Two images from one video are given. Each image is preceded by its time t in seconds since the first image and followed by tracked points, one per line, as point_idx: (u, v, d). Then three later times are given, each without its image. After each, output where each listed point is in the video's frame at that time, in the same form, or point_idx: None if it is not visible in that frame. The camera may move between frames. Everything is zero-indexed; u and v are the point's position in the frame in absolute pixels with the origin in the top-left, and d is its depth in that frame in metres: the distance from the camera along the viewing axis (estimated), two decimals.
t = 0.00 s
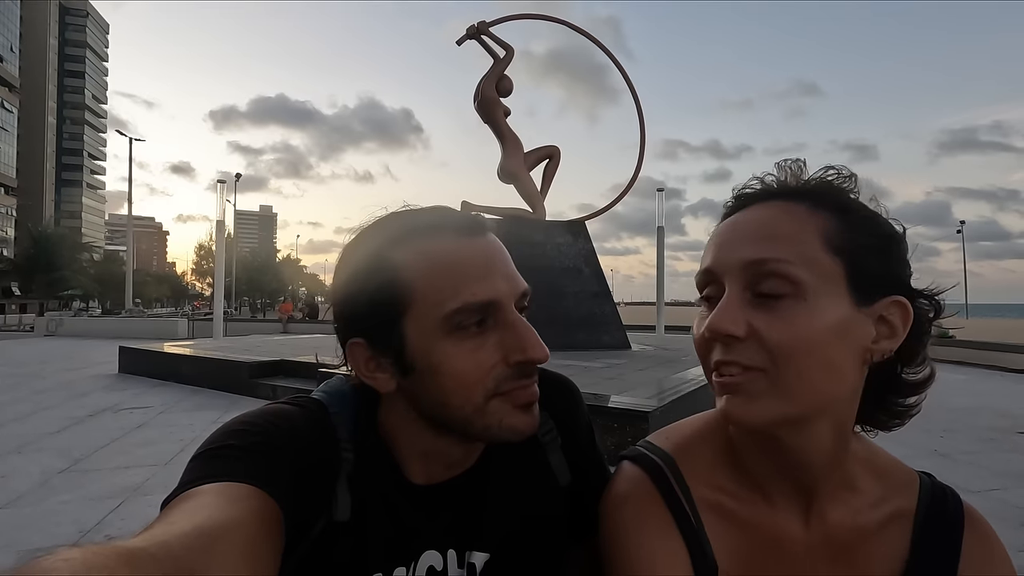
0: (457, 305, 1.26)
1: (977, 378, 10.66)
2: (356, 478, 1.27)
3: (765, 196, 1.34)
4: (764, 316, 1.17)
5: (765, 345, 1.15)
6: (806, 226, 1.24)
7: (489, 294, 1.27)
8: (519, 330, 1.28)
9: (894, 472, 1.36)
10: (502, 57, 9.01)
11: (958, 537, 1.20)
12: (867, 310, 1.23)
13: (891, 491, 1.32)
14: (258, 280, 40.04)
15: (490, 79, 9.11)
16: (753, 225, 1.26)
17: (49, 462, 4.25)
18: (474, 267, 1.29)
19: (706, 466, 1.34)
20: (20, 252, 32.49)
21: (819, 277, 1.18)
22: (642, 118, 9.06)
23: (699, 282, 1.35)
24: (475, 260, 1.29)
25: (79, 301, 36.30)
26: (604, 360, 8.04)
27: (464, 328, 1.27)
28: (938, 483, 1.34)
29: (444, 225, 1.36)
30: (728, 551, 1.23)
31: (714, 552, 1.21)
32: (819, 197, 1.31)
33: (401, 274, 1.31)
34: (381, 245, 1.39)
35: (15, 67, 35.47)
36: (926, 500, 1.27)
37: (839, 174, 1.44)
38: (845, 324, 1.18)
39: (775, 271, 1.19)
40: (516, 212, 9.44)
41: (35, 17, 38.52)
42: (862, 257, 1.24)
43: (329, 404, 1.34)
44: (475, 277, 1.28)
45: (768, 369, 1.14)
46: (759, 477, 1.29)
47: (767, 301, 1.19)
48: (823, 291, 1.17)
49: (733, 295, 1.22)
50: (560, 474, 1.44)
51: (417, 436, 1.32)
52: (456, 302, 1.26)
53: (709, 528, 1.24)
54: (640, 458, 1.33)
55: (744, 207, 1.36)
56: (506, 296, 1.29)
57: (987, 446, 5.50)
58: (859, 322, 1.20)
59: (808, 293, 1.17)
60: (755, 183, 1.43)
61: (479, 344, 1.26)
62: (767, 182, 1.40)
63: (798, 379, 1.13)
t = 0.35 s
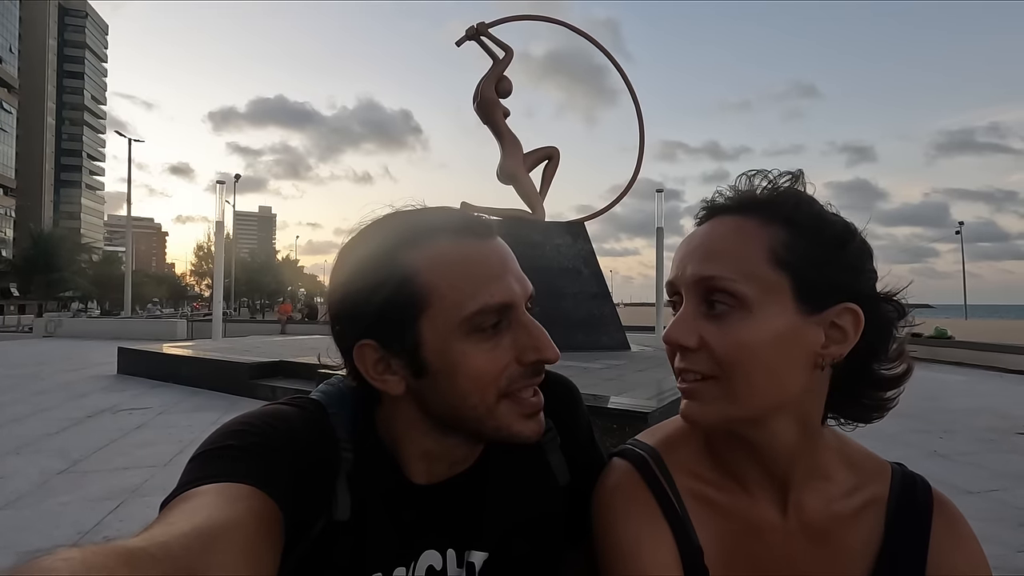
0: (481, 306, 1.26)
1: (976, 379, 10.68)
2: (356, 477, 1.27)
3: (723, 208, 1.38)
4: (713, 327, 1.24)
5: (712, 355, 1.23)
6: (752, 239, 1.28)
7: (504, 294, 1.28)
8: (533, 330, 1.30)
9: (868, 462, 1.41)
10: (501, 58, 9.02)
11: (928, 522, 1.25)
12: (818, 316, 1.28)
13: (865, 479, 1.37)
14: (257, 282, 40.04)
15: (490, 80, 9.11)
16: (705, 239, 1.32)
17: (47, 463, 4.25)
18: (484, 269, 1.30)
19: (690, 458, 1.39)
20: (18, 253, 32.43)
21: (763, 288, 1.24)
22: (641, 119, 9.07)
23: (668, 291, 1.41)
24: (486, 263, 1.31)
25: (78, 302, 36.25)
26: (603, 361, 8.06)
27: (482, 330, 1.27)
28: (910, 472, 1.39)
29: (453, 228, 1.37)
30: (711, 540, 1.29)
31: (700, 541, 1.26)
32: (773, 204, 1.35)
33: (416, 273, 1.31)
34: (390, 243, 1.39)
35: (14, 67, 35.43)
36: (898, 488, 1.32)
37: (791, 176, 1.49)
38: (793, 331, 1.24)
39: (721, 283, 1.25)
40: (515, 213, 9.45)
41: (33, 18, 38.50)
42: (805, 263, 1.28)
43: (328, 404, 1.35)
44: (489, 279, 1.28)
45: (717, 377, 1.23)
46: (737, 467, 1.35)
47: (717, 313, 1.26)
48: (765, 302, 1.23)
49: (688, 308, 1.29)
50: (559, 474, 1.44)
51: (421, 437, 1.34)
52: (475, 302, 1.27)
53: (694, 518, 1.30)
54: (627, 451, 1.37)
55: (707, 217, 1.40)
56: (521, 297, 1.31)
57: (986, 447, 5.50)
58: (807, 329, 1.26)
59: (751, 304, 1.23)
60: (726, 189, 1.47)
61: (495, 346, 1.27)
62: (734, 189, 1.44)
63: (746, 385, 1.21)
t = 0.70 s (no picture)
0: (479, 304, 1.27)
1: (976, 380, 10.68)
2: (355, 476, 1.28)
3: (731, 201, 1.42)
4: (771, 305, 1.22)
5: (775, 332, 1.19)
6: (786, 224, 1.34)
7: (507, 292, 1.29)
8: (532, 332, 1.31)
9: (865, 460, 1.42)
10: (500, 59, 9.03)
11: (926, 520, 1.26)
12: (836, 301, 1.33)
13: (861, 477, 1.38)
14: (257, 283, 40.06)
15: (489, 81, 9.12)
16: (738, 225, 1.34)
17: (46, 464, 4.25)
18: (494, 264, 1.32)
19: (686, 459, 1.41)
20: (17, 254, 32.44)
21: (810, 264, 1.29)
22: (641, 120, 9.07)
23: (683, 283, 1.37)
24: (495, 260, 1.33)
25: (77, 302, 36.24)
26: (602, 362, 8.06)
27: (481, 328, 1.28)
28: (907, 470, 1.39)
29: (460, 225, 1.39)
30: (711, 541, 1.30)
31: (697, 542, 1.27)
32: (772, 200, 1.40)
33: (418, 270, 1.32)
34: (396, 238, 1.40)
35: (14, 68, 35.43)
36: (895, 486, 1.32)
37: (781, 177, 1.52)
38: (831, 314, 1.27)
39: (774, 259, 1.26)
40: (515, 213, 9.46)
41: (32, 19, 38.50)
42: (827, 252, 1.35)
43: (326, 404, 1.36)
44: (492, 279, 1.29)
45: (783, 357, 1.18)
46: (738, 467, 1.35)
47: (768, 292, 1.25)
48: (813, 281, 1.27)
49: (737, 287, 1.26)
50: (558, 474, 1.45)
51: (418, 438, 1.34)
52: (480, 301, 1.27)
53: (690, 519, 1.31)
54: (620, 453, 1.38)
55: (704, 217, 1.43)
56: (520, 297, 1.31)
57: (986, 448, 5.51)
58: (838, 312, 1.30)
59: (802, 281, 1.26)
60: (716, 188, 1.50)
61: (492, 344, 1.27)
62: (726, 188, 1.48)
63: (806, 364, 1.19)
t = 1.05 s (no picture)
0: (473, 310, 1.27)
1: (975, 380, 10.69)
2: (354, 479, 1.28)
3: (725, 203, 1.42)
4: (754, 315, 1.23)
5: (759, 342, 1.21)
6: (778, 226, 1.34)
7: (500, 298, 1.29)
8: (528, 338, 1.31)
9: (862, 462, 1.42)
10: (500, 60, 9.04)
11: (925, 520, 1.27)
12: (830, 302, 1.34)
13: (858, 479, 1.39)
14: (257, 283, 40.06)
15: (489, 81, 9.13)
16: (727, 229, 1.34)
17: (46, 465, 4.26)
18: (489, 267, 1.32)
19: (681, 464, 1.40)
20: (17, 254, 32.44)
21: (798, 272, 1.28)
22: (640, 121, 9.08)
23: (673, 289, 1.39)
24: (490, 263, 1.33)
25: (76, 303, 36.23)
26: (602, 362, 8.06)
27: (473, 335, 1.28)
28: (905, 470, 1.40)
29: (455, 229, 1.39)
30: (708, 547, 1.30)
31: (694, 549, 1.27)
32: (764, 201, 1.40)
33: (411, 275, 1.33)
34: (388, 243, 1.41)
35: (14, 68, 35.45)
36: (893, 487, 1.33)
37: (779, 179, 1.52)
38: (821, 318, 1.29)
39: (760, 268, 1.27)
40: (515, 214, 9.46)
41: (32, 19, 38.52)
42: (820, 253, 1.35)
43: (325, 407, 1.36)
44: (489, 282, 1.30)
45: (763, 368, 1.20)
46: (734, 473, 1.36)
47: (753, 300, 1.26)
48: (802, 286, 1.27)
49: (721, 297, 1.27)
50: (558, 476, 1.44)
51: (415, 441, 1.35)
52: (473, 306, 1.28)
53: (684, 525, 1.31)
54: (615, 457, 1.38)
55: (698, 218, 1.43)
56: (514, 303, 1.31)
57: (985, 449, 5.51)
58: (828, 314, 1.31)
59: (788, 289, 1.26)
60: (711, 190, 1.51)
61: (486, 350, 1.28)
62: (717, 190, 1.49)
63: (790, 371, 1.21)
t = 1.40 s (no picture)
0: (443, 310, 1.28)
1: (975, 381, 10.71)
2: (352, 482, 1.29)
3: (717, 205, 1.42)
4: (745, 323, 1.24)
5: (750, 351, 1.23)
6: (770, 229, 1.34)
7: (480, 300, 1.29)
8: (507, 340, 1.30)
9: (857, 462, 1.43)
10: (500, 60, 9.04)
11: (921, 521, 1.27)
12: (825, 305, 1.35)
13: (854, 480, 1.39)
14: (257, 283, 40.07)
15: (489, 81, 9.14)
16: (719, 233, 1.34)
17: (45, 465, 4.26)
18: (476, 269, 1.32)
19: (677, 466, 1.41)
20: (16, 254, 32.44)
21: (791, 278, 1.28)
22: (640, 121, 9.09)
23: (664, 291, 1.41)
24: (478, 264, 1.33)
25: (75, 303, 36.23)
26: (602, 363, 8.06)
27: (450, 337, 1.29)
28: (900, 471, 1.41)
29: (449, 230, 1.39)
30: (704, 551, 1.30)
31: (689, 552, 1.27)
32: (763, 203, 1.40)
33: (395, 275, 1.34)
34: (383, 245, 1.42)
35: (14, 68, 35.42)
36: (888, 488, 1.34)
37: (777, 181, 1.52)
38: (814, 323, 1.29)
39: (752, 275, 1.27)
40: (514, 214, 9.47)
41: (32, 19, 38.51)
42: (815, 256, 1.35)
43: (323, 409, 1.37)
44: (469, 283, 1.30)
45: (756, 377, 1.22)
46: (729, 476, 1.36)
47: (747, 307, 1.27)
48: (795, 292, 1.28)
49: (715, 304, 1.27)
50: (557, 477, 1.46)
51: (406, 444, 1.34)
52: (449, 306, 1.28)
53: (681, 527, 1.31)
54: (612, 459, 1.39)
55: (692, 220, 1.44)
56: (496, 304, 1.30)
57: (984, 449, 5.52)
58: (822, 317, 1.32)
59: (782, 296, 1.26)
60: (704, 191, 1.51)
61: (462, 351, 1.28)
62: (712, 191, 1.49)
63: (782, 380, 1.23)
